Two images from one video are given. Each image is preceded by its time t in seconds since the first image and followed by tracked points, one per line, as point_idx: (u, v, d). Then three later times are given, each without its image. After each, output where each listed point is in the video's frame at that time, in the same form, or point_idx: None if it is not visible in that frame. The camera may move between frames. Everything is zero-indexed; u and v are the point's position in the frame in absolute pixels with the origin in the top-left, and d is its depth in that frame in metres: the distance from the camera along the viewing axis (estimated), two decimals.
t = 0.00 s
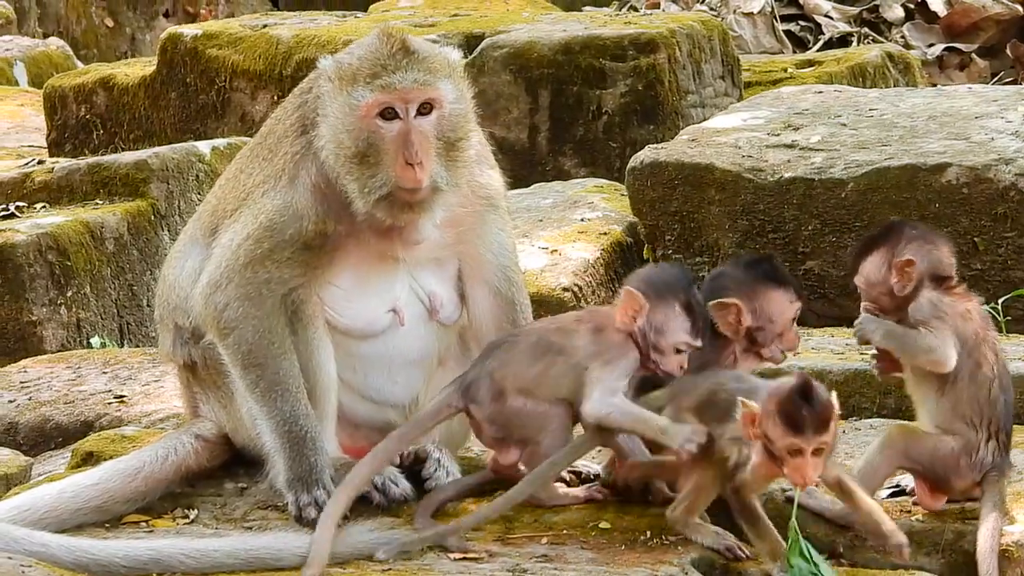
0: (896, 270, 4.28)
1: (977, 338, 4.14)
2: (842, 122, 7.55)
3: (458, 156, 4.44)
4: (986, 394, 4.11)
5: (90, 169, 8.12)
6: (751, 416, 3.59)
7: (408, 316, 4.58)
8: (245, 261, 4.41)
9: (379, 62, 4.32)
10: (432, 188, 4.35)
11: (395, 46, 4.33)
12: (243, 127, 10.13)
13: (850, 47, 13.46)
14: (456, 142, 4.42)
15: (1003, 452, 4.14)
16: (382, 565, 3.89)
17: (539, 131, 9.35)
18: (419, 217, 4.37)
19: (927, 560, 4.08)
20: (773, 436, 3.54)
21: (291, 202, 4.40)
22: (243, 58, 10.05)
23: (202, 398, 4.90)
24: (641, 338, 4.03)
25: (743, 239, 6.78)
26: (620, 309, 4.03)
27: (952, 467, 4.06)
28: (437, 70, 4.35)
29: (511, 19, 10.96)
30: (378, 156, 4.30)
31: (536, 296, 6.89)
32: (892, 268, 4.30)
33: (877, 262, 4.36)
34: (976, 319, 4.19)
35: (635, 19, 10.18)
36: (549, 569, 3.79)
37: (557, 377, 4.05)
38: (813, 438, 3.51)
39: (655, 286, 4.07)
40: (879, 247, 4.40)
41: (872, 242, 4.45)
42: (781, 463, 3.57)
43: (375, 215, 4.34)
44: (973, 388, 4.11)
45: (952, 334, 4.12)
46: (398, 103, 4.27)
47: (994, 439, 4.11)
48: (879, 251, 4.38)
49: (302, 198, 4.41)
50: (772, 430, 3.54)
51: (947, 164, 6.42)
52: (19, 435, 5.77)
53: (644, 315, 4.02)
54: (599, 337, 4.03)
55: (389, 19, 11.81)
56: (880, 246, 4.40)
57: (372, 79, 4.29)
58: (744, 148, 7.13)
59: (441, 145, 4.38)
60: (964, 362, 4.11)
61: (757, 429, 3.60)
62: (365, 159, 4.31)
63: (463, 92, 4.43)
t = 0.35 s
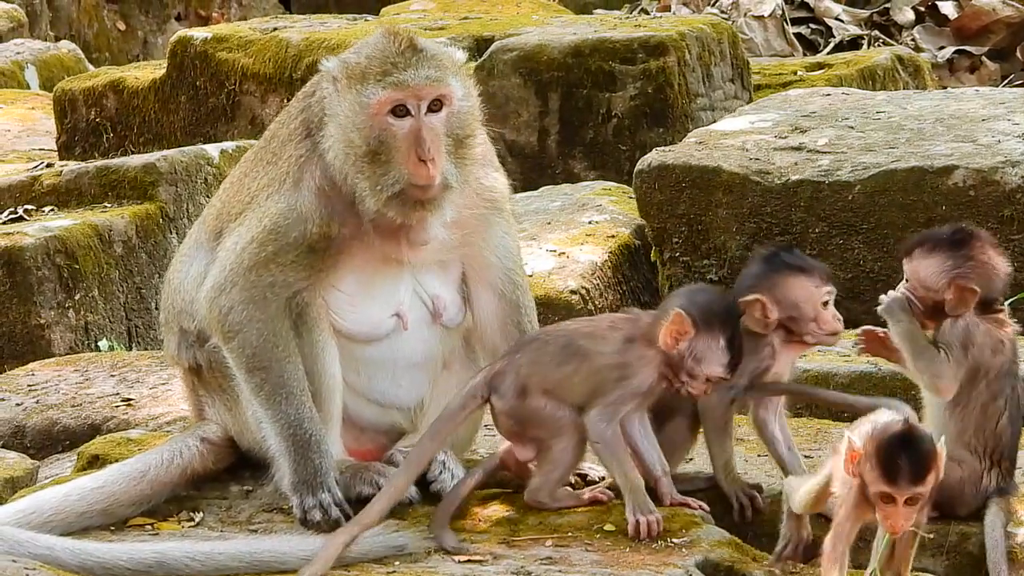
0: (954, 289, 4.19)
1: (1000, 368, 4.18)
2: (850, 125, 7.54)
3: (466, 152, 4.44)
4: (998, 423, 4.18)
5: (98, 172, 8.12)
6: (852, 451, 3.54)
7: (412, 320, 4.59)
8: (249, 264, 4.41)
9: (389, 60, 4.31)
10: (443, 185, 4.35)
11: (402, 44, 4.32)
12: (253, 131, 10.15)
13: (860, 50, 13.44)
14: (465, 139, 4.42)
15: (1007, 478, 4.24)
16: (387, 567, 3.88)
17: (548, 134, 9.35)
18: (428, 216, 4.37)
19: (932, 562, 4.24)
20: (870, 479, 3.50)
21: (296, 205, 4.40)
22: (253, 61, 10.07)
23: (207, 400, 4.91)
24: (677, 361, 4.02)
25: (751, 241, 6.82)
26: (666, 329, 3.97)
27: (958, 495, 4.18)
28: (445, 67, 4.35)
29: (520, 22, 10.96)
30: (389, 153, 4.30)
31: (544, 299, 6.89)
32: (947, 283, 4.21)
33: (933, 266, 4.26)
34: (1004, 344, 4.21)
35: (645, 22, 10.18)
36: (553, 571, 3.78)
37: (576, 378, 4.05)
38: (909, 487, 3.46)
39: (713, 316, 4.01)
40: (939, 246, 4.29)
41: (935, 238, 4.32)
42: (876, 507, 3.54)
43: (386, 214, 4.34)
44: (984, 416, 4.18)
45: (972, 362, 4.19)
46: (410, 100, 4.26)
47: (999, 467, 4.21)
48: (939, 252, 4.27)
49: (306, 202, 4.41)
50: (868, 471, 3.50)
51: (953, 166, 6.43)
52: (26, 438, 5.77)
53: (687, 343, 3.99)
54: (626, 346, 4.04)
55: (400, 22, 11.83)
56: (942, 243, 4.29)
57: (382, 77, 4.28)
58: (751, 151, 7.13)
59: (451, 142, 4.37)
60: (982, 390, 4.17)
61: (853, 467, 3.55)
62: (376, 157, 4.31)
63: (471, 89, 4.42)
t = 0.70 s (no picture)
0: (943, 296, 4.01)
1: (972, 360, 4.02)
2: (852, 123, 7.53)
3: (468, 147, 4.46)
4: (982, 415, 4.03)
5: (101, 169, 8.13)
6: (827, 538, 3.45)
7: (412, 317, 4.59)
8: (249, 260, 4.41)
9: (392, 54, 4.33)
10: (445, 180, 4.37)
11: (405, 38, 4.35)
12: (256, 128, 10.16)
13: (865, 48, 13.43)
14: (466, 134, 4.43)
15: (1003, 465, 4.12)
16: (386, 564, 3.86)
17: (552, 132, 9.35)
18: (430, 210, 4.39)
19: (930, 558, 4.13)
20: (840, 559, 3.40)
21: (295, 202, 4.40)
22: (257, 58, 10.06)
23: (207, 396, 4.91)
24: (683, 363, 4.07)
25: (752, 239, 6.82)
26: (675, 327, 4.06)
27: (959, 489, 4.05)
28: (447, 62, 4.37)
29: (525, 20, 10.97)
30: (392, 148, 4.32)
31: (545, 296, 6.90)
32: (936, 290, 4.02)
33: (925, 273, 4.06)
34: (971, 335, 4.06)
35: (649, 20, 10.18)
36: (551, 567, 3.75)
37: (584, 372, 4.08)
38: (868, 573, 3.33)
39: (722, 317, 4.08)
40: (926, 252, 4.11)
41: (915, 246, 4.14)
42: None
43: (388, 208, 4.36)
44: (968, 412, 4.02)
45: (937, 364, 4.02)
46: (414, 96, 4.29)
47: (994, 457, 4.09)
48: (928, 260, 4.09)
49: (306, 198, 4.40)
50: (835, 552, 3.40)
51: (954, 165, 6.43)
52: (27, 434, 5.78)
53: (695, 343, 4.04)
54: (638, 345, 4.08)
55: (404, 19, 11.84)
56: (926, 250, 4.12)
57: (385, 72, 4.30)
58: (753, 148, 7.13)
59: (453, 136, 4.39)
60: (958, 387, 4.01)
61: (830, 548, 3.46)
62: (378, 152, 4.33)
63: (472, 84, 4.44)
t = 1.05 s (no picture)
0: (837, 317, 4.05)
1: (878, 350, 4.05)
2: (815, 98, 7.56)
3: (431, 126, 4.47)
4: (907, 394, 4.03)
5: (66, 150, 8.08)
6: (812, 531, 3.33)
7: (378, 295, 4.59)
8: (214, 238, 4.40)
9: (354, 33, 4.34)
10: (409, 158, 4.38)
11: (366, 17, 4.34)
12: (221, 107, 10.12)
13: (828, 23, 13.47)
14: (429, 112, 4.45)
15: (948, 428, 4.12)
16: (353, 541, 3.85)
17: (517, 109, 9.35)
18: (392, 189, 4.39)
19: (895, 532, 4.07)
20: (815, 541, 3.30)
21: (260, 180, 4.40)
22: (222, 38, 10.03)
23: (173, 375, 4.90)
24: (616, 335, 3.98)
25: (716, 215, 6.84)
26: (600, 300, 3.99)
27: (913, 461, 4.04)
28: (410, 41, 4.37)
29: None
30: (354, 126, 4.33)
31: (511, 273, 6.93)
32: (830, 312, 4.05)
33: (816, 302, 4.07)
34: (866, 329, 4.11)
35: None
36: (517, 543, 3.74)
37: (543, 353, 4.11)
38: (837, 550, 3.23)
39: (646, 285, 3.93)
40: (813, 278, 4.10)
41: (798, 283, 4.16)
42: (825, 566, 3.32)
43: (351, 186, 4.36)
44: (894, 396, 4.03)
45: (846, 374, 4.06)
46: (376, 77, 4.30)
47: (938, 422, 4.09)
48: (817, 285, 4.08)
49: (270, 176, 4.40)
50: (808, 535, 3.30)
51: (918, 138, 6.48)
52: None
53: (619, 312, 3.96)
54: (589, 325, 4.05)
55: None
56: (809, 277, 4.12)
57: (347, 51, 4.32)
58: (717, 124, 7.16)
59: (415, 115, 4.41)
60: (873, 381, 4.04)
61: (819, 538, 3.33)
62: (341, 131, 4.34)
63: (435, 64, 4.45)
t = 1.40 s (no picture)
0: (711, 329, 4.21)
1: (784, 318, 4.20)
2: (797, 84, 7.57)
3: (405, 107, 4.43)
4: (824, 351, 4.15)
5: (48, 133, 8.04)
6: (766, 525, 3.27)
7: (360, 280, 4.59)
8: (197, 222, 4.39)
9: (326, 13, 4.29)
10: (380, 139, 4.34)
11: None
12: (204, 92, 10.11)
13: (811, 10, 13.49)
14: (403, 94, 4.40)
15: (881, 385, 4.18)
16: (336, 525, 3.84)
17: (500, 94, 9.34)
18: (366, 169, 4.37)
19: (878, 517, 4.05)
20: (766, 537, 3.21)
21: (242, 165, 4.39)
22: (204, 22, 10.01)
23: (156, 359, 4.89)
24: (591, 319, 4.02)
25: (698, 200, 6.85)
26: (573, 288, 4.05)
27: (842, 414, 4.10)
28: (384, 22, 4.32)
29: None
30: (325, 107, 4.30)
31: (493, 258, 7.01)
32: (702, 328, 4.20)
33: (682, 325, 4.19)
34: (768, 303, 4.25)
35: None
36: (500, 528, 3.74)
37: (523, 350, 4.19)
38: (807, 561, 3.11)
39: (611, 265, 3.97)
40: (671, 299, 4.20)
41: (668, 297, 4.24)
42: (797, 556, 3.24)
43: (325, 167, 4.34)
44: (811, 355, 4.14)
45: (758, 352, 4.18)
46: (344, 55, 4.25)
47: (864, 377, 4.16)
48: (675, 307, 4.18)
49: (253, 160, 4.40)
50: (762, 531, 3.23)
51: (901, 125, 6.51)
52: None
53: (591, 296, 4.00)
54: (566, 316, 4.11)
55: None
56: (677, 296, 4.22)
57: (318, 31, 4.26)
58: (700, 109, 7.17)
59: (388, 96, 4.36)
60: (789, 348, 4.15)
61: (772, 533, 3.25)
62: (312, 111, 4.30)
63: (411, 45, 4.40)
